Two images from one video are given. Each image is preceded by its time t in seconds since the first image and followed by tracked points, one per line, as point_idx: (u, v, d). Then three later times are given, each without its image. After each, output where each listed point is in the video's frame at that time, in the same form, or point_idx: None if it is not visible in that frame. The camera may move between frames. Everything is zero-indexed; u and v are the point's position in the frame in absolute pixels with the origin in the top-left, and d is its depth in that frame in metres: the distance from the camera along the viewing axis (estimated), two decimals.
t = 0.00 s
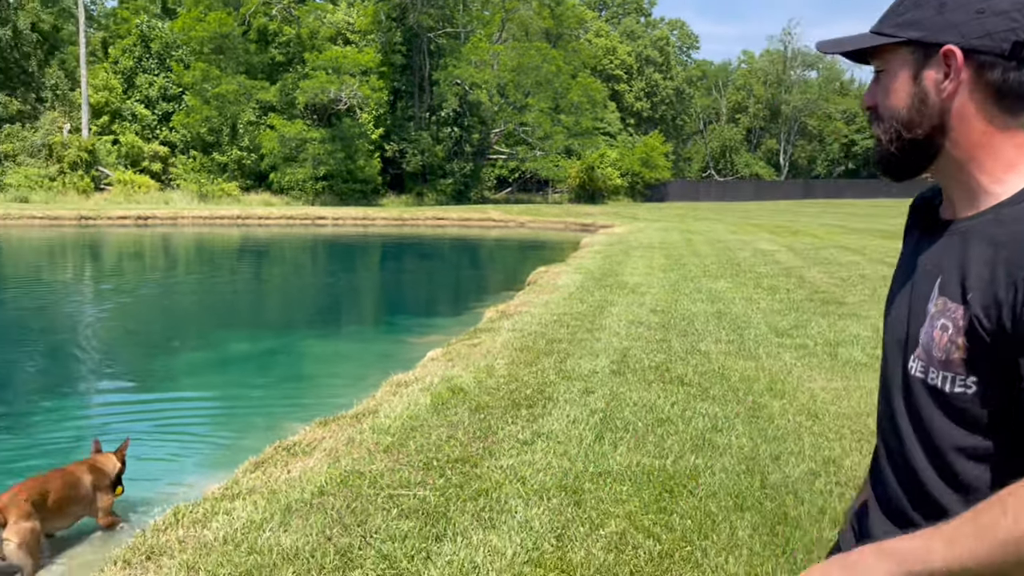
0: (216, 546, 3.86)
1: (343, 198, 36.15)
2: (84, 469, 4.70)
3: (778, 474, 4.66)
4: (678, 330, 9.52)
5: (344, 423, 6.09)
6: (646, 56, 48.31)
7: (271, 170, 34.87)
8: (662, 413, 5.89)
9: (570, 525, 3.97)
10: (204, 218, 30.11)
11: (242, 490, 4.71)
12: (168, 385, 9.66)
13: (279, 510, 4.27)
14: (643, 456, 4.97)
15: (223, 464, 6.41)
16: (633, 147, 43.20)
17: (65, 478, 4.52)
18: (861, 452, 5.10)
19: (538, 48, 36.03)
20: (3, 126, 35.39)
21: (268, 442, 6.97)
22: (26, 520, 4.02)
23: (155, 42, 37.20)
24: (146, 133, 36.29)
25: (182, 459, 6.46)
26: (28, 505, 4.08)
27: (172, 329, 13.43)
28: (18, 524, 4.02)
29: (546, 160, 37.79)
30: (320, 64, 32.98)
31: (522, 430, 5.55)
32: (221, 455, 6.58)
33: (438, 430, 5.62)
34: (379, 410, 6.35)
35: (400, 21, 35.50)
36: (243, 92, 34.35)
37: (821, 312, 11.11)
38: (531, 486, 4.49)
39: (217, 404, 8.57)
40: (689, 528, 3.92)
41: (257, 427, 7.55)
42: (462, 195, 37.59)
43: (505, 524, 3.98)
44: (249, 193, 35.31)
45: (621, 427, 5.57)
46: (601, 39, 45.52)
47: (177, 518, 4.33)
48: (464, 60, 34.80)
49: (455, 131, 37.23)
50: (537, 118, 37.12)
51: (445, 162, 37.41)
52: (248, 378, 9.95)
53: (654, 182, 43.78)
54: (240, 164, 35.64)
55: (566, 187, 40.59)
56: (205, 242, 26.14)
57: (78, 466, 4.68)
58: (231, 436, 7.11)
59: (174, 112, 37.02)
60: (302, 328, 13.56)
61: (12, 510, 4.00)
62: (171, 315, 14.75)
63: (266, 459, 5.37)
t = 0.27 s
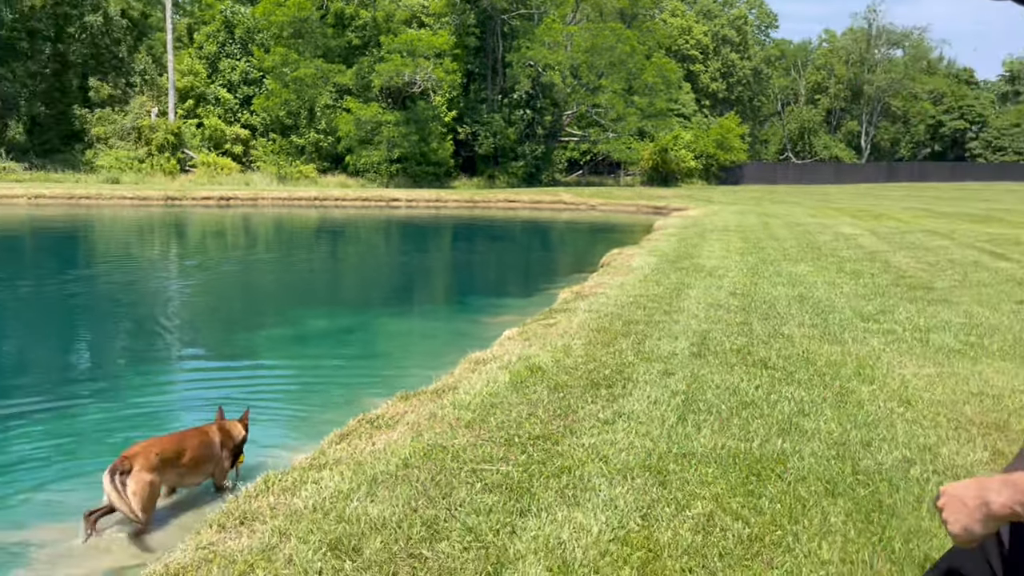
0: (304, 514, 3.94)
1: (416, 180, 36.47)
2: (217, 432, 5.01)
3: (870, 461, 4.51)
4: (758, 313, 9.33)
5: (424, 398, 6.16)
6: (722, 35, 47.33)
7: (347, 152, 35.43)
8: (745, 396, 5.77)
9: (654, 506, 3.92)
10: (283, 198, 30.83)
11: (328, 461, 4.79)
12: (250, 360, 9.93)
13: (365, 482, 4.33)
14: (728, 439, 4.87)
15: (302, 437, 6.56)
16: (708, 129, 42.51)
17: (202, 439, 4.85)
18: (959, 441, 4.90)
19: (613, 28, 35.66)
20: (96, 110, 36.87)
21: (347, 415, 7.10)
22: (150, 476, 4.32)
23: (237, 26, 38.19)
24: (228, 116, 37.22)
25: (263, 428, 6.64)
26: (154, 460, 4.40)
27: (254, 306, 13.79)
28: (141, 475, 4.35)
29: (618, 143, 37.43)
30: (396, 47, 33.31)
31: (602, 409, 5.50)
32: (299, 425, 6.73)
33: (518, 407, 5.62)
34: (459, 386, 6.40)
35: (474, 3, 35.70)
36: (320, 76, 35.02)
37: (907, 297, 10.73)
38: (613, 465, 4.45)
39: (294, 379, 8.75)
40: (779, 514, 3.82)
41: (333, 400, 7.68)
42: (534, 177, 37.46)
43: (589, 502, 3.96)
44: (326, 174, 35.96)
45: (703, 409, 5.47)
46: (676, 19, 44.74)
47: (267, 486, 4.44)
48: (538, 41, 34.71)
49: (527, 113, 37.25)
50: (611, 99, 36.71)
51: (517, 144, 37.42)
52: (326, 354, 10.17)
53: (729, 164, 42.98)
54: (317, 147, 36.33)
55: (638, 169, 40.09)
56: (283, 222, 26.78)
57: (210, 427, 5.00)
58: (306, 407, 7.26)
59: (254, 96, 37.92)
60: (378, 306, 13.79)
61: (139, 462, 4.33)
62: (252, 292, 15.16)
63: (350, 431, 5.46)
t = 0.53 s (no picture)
0: (404, 490, 3.91)
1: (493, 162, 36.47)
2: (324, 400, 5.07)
3: (992, 454, 4.24)
4: (857, 297, 8.96)
5: (516, 377, 6.11)
6: (810, 12, 45.82)
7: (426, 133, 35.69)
8: (851, 383, 5.52)
9: (764, 494, 3.76)
10: (363, 179, 31.24)
11: (423, 438, 4.76)
12: (334, 340, 10.05)
13: (461, 459, 4.28)
14: (837, 426, 4.65)
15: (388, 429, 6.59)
16: (792, 110, 41.26)
17: (319, 410, 4.87)
18: None
19: (696, 7, 34.85)
20: (185, 92, 37.98)
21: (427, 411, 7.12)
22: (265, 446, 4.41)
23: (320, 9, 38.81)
24: (310, 98, 37.87)
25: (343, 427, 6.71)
26: (269, 429, 4.47)
27: (337, 284, 13.98)
28: (253, 441, 4.44)
29: (699, 123, 36.65)
30: (475, 28, 33.32)
31: (700, 393, 5.34)
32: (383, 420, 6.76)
33: (612, 388, 5.51)
34: (550, 366, 6.32)
35: None
36: (400, 57, 35.33)
37: (1017, 284, 10.16)
38: (717, 450, 4.30)
39: (376, 369, 8.82)
40: (900, 507, 3.61)
41: (414, 399, 7.72)
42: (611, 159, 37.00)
43: (694, 488, 3.82)
44: (404, 155, 36.29)
45: (807, 396, 5.25)
46: None
47: (365, 461, 4.44)
48: (618, 21, 34.32)
49: (606, 94, 36.86)
50: (692, 79, 35.91)
51: (595, 125, 37.09)
52: (409, 337, 10.25)
53: (814, 145, 41.65)
54: (397, 129, 36.73)
55: (719, 151, 39.19)
56: (363, 202, 27.18)
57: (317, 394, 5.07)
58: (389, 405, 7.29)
59: (336, 78, 38.53)
60: (459, 286, 13.84)
61: (254, 429, 4.41)
62: (336, 270, 15.40)
63: (442, 409, 5.43)
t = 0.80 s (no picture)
0: (500, 478, 3.84)
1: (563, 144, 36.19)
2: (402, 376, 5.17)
3: None
4: (955, 286, 8.54)
5: (602, 364, 5.97)
6: None
7: (496, 116, 35.65)
8: (961, 377, 5.23)
9: (878, 494, 3.56)
10: (434, 161, 31.36)
11: (513, 424, 4.68)
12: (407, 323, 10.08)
13: (555, 448, 4.18)
14: (950, 423, 4.40)
15: (468, 416, 6.54)
16: (873, 91, 39.86)
17: (419, 395, 4.93)
18: None
19: None
20: (261, 76, 38.65)
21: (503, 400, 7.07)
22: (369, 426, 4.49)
23: None
24: (382, 81, 38.16)
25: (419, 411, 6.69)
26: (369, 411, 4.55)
27: (411, 266, 14.03)
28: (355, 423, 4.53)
29: (774, 104, 35.71)
30: (547, 9, 33.10)
31: (798, 385, 5.13)
32: (462, 409, 6.72)
33: (704, 378, 5.33)
34: (637, 353, 6.17)
35: None
36: (471, 40, 35.35)
37: None
38: (822, 446, 4.10)
39: (450, 352, 8.82)
40: None
41: (493, 383, 7.68)
42: (683, 141, 36.34)
43: (802, 485, 3.65)
44: (474, 138, 36.30)
45: (914, 390, 4.99)
46: None
47: (457, 447, 4.38)
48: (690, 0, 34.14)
49: (678, 74, 36.18)
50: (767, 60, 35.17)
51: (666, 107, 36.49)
52: (485, 322, 10.23)
53: (895, 127, 40.17)
54: (467, 112, 36.76)
55: (796, 133, 38.11)
56: (434, 185, 27.30)
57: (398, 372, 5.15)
58: (465, 392, 7.26)
59: (407, 61, 38.79)
60: (534, 271, 13.76)
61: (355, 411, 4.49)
62: (410, 252, 15.47)
63: (529, 395, 5.35)
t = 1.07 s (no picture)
0: (574, 463, 3.70)
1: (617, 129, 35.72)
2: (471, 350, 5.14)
3: None
4: None
5: (672, 348, 5.79)
6: None
7: (550, 101, 35.36)
8: None
9: (982, 488, 3.33)
10: (487, 147, 31.23)
11: (584, 408, 4.53)
12: (465, 306, 9.99)
13: (630, 433, 4.03)
14: None
15: (534, 400, 6.39)
16: (940, 72, 38.52)
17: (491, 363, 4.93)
18: None
19: None
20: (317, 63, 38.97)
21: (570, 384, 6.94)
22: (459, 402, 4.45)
23: None
24: (436, 67, 38.14)
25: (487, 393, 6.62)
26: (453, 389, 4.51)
27: (468, 250, 13.95)
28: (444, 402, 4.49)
29: (836, 87, 34.70)
30: None
31: (883, 372, 4.88)
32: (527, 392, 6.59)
33: (782, 364, 5.11)
34: (708, 338, 5.97)
35: None
36: (524, 24, 35.10)
37: None
38: (915, 436, 3.87)
39: (510, 336, 8.71)
40: None
41: (553, 367, 7.55)
42: (741, 125, 35.58)
43: (897, 477, 3.44)
44: (528, 123, 36.05)
45: (1009, 378, 4.70)
46: None
47: (526, 432, 4.25)
48: None
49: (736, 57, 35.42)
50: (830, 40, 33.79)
51: (723, 91, 35.75)
52: (544, 306, 10.11)
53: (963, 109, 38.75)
54: (521, 97, 36.52)
55: (858, 117, 37.03)
56: (487, 170, 27.21)
57: (467, 346, 5.09)
58: (526, 376, 7.15)
59: (461, 46, 38.70)
60: (592, 255, 13.58)
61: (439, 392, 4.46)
62: (466, 237, 15.40)
63: (597, 378, 5.18)
